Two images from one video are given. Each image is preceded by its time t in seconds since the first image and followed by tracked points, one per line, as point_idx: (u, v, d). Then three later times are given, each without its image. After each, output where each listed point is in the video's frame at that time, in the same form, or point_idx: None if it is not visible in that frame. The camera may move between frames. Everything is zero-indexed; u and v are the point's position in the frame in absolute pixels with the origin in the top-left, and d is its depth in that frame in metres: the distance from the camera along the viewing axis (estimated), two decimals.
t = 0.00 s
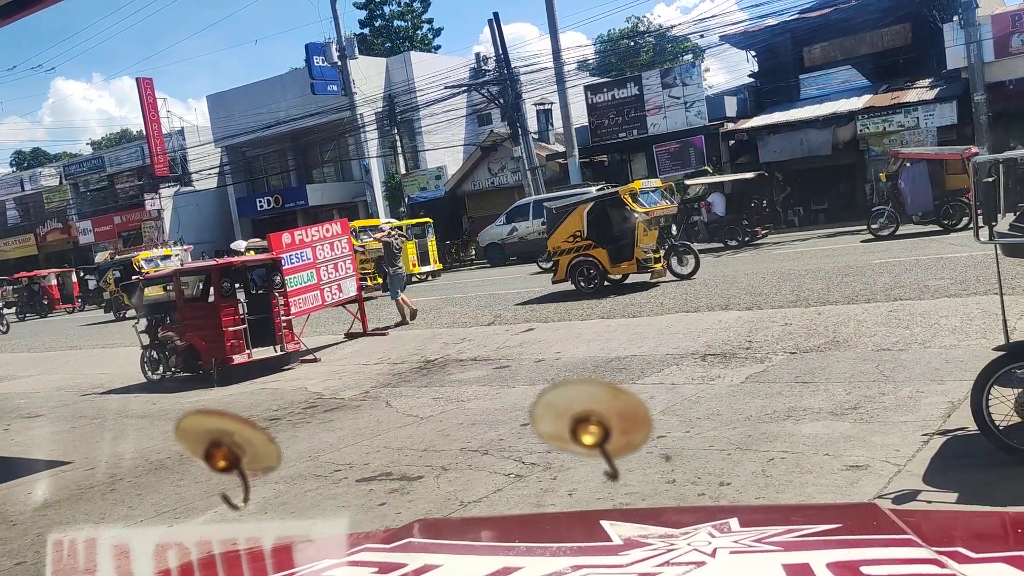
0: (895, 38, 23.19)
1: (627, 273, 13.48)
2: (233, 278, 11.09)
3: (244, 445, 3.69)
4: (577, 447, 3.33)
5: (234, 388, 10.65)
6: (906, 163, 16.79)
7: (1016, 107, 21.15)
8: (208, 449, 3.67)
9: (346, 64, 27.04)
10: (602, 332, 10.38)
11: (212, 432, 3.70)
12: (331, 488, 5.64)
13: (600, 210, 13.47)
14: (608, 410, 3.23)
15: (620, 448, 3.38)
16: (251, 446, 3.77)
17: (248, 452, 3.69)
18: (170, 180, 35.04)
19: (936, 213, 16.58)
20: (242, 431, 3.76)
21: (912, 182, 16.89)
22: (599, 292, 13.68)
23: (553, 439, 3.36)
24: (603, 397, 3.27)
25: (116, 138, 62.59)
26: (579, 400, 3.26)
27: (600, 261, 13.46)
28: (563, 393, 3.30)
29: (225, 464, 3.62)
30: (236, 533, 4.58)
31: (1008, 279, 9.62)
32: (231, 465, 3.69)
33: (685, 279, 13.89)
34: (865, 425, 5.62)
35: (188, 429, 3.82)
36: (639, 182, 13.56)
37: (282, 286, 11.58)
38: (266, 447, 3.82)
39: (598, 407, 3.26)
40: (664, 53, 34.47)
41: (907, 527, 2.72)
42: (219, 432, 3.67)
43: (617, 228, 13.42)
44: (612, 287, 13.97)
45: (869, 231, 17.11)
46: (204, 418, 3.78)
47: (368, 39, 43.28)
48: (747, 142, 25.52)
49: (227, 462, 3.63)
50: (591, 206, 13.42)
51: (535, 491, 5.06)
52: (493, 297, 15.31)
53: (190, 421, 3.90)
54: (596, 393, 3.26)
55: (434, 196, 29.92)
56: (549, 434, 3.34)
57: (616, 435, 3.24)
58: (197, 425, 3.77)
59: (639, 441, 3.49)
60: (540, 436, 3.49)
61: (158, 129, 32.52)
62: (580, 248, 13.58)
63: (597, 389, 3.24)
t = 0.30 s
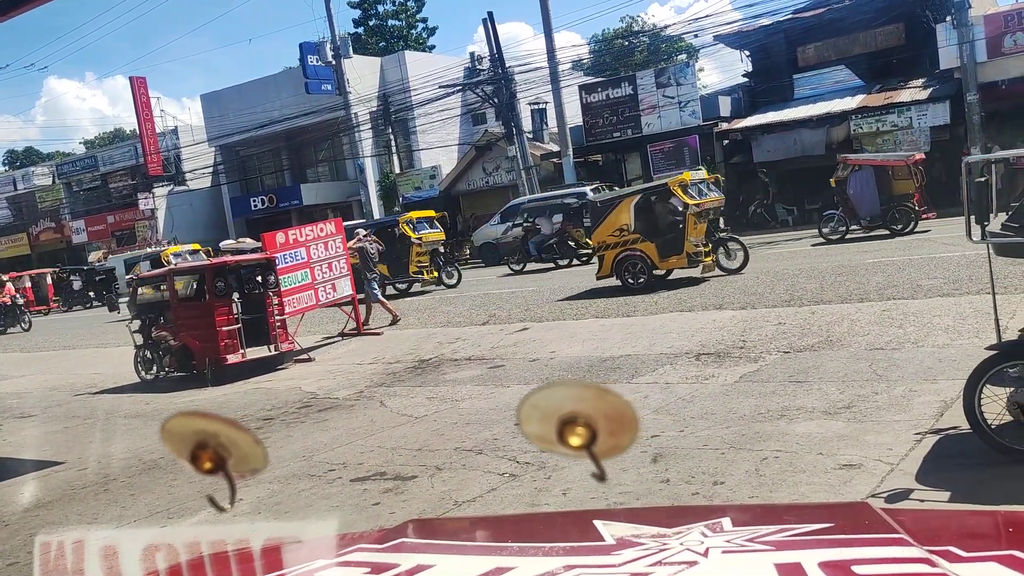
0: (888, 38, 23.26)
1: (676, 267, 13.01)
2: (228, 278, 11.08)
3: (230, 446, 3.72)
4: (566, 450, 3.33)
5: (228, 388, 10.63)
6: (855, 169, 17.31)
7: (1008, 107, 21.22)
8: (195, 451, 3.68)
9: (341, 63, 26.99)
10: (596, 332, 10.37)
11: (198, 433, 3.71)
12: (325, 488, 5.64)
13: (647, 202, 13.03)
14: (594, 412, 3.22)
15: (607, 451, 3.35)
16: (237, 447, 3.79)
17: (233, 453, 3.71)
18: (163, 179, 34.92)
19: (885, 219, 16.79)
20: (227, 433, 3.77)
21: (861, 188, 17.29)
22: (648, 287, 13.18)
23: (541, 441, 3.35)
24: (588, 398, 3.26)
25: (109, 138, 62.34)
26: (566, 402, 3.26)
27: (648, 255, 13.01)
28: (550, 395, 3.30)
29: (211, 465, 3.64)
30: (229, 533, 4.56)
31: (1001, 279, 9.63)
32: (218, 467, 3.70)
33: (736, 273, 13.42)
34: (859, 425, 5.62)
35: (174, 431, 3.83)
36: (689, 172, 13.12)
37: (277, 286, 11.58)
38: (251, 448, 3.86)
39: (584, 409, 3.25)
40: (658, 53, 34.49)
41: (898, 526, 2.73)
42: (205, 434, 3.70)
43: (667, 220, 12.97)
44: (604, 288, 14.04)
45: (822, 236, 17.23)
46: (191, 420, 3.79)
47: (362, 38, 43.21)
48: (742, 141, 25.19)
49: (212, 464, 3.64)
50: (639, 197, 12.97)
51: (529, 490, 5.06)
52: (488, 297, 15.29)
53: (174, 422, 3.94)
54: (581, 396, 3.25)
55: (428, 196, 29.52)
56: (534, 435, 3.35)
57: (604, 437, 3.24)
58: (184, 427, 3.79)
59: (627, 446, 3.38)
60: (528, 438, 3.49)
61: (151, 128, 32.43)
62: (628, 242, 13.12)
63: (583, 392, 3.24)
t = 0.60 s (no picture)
0: (883, 38, 23.31)
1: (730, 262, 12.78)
2: (223, 278, 11.04)
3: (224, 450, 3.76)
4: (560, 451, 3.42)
5: (223, 388, 10.62)
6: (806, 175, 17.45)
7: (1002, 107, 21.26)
8: (186, 453, 3.73)
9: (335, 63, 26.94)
10: (592, 332, 10.38)
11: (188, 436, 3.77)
12: (320, 488, 5.64)
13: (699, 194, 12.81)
14: (588, 414, 3.35)
15: (600, 451, 3.50)
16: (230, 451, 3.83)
17: (224, 457, 3.75)
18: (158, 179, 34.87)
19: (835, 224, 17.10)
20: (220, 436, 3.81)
21: (812, 193, 17.50)
22: (699, 282, 12.94)
23: (535, 442, 3.47)
24: (583, 401, 3.39)
25: (104, 138, 62.17)
26: (561, 404, 3.38)
27: (701, 249, 12.73)
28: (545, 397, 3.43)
29: (203, 470, 3.69)
30: (222, 534, 4.55)
31: (995, 279, 9.67)
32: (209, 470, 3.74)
33: (789, 267, 13.21)
34: (854, 424, 5.64)
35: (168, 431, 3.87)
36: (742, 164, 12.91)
37: (271, 287, 11.53)
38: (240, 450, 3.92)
39: (578, 410, 3.38)
40: (654, 53, 34.53)
41: (892, 526, 2.74)
42: (198, 436, 3.74)
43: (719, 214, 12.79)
44: (600, 287, 14.05)
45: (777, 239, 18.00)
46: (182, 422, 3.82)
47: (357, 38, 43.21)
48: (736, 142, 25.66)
49: (204, 467, 3.69)
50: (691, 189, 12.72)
51: (525, 490, 5.05)
52: (483, 297, 15.28)
53: (167, 425, 3.96)
54: (576, 397, 3.38)
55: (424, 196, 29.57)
56: (530, 437, 3.47)
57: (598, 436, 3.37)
58: (179, 430, 3.82)
59: (622, 445, 3.63)
60: (524, 440, 3.59)
61: (146, 128, 32.34)
62: (679, 235, 12.86)
63: (578, 393, 3.37)
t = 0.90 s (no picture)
0: (878, 39, 23.36)
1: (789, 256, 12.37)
2: (219, 279, 11.03)
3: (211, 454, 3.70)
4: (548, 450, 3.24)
5: (220, 389, 10.61)
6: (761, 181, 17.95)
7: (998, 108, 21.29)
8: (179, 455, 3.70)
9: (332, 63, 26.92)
10: (588, 332, 10.38)
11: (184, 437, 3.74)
12: (316, 489, 5.62)
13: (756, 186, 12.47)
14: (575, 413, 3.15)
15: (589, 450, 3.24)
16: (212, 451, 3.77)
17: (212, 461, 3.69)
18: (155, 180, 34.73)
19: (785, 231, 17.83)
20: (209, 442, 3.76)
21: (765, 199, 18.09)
22: (756, 277, 12.56)
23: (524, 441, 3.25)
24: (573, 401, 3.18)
25: (99, 139, 62.03)
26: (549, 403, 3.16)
27: (758, 243, 12.38)
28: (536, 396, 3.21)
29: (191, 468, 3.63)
30: (215, 537, 4.52)
31: (990, 279, 9.69)
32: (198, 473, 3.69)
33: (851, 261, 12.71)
34: (850, 424, 5.63)
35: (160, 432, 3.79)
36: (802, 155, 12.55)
37: (268, 287, 11.50)
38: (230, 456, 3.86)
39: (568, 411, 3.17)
40: (650, 54, 34.52)
41: (887, 526, 2.73)
42: (188, 438, 3.72)
43: (773, 207, 12.46)
44: (596, 288, 14.05)
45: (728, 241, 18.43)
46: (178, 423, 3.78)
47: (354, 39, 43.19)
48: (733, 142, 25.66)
49: (193, 467, 3.64)
50: (747, 182, 12.39)
51: (521, 491, 5.04)
52: (480, 298, 15.27)
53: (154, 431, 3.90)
54: (568, 397, 3.17)
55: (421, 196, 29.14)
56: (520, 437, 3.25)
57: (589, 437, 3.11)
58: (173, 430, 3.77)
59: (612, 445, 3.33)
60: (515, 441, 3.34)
61: (142, 129, 32.27)
62: (735, 229, 12.52)
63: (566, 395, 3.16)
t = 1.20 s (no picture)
0: (874, 40, 23.42)
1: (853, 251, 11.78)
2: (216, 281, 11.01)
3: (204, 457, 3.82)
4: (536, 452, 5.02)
5: (217, 391, 10.59)
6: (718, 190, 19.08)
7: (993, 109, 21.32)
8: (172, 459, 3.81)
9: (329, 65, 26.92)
10: (585, 334, 10.39)
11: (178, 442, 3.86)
12: (314, 492, 5.61)
13: (818, 178, 11.88)
14: (562, 422, 4.93)
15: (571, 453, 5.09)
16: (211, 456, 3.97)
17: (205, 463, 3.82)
18: (151, 182, 34.87)
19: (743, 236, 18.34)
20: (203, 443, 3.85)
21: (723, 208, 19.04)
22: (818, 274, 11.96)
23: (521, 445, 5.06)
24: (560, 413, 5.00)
25: (96, 141, 62.00)
26: (542, 414, 4.93)
27: (821, 238, 11.77)
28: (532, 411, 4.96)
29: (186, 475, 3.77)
30: (210, 540, 4.51)
31: (987, 279, 9.72)
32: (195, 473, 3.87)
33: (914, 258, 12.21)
34: (847, 425, 5.65)
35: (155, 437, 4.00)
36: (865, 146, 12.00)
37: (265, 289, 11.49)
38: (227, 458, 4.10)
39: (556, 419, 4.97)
40: (646, 55, 34.57)
41: (880, 528, 2.74)
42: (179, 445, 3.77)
43: (832, 200, 11.88)
44: (593, 289, 14.08)
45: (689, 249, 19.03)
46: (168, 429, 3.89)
47: (350, 41, 43.21)
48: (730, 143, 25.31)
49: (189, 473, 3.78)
50: (809, 174, 11.81)
51: (519, 493, 5.04)
52: (477, 300, 15.30)
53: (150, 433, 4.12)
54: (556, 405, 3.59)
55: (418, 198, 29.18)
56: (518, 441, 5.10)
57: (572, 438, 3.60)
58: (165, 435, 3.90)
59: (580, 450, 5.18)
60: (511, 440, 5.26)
61: (139, 131, 32.22)
62: (796, 223, 11.92)
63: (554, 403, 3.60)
